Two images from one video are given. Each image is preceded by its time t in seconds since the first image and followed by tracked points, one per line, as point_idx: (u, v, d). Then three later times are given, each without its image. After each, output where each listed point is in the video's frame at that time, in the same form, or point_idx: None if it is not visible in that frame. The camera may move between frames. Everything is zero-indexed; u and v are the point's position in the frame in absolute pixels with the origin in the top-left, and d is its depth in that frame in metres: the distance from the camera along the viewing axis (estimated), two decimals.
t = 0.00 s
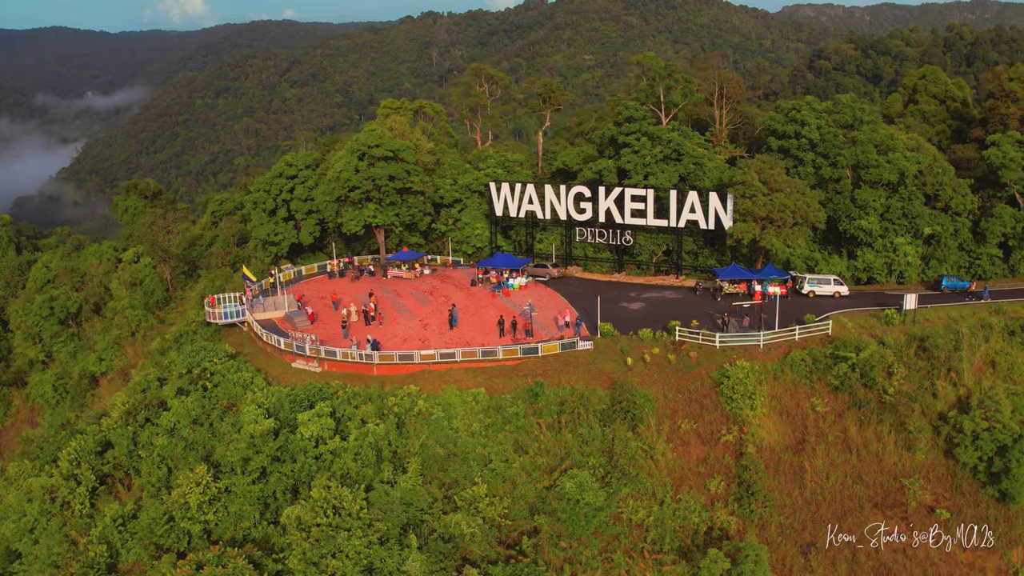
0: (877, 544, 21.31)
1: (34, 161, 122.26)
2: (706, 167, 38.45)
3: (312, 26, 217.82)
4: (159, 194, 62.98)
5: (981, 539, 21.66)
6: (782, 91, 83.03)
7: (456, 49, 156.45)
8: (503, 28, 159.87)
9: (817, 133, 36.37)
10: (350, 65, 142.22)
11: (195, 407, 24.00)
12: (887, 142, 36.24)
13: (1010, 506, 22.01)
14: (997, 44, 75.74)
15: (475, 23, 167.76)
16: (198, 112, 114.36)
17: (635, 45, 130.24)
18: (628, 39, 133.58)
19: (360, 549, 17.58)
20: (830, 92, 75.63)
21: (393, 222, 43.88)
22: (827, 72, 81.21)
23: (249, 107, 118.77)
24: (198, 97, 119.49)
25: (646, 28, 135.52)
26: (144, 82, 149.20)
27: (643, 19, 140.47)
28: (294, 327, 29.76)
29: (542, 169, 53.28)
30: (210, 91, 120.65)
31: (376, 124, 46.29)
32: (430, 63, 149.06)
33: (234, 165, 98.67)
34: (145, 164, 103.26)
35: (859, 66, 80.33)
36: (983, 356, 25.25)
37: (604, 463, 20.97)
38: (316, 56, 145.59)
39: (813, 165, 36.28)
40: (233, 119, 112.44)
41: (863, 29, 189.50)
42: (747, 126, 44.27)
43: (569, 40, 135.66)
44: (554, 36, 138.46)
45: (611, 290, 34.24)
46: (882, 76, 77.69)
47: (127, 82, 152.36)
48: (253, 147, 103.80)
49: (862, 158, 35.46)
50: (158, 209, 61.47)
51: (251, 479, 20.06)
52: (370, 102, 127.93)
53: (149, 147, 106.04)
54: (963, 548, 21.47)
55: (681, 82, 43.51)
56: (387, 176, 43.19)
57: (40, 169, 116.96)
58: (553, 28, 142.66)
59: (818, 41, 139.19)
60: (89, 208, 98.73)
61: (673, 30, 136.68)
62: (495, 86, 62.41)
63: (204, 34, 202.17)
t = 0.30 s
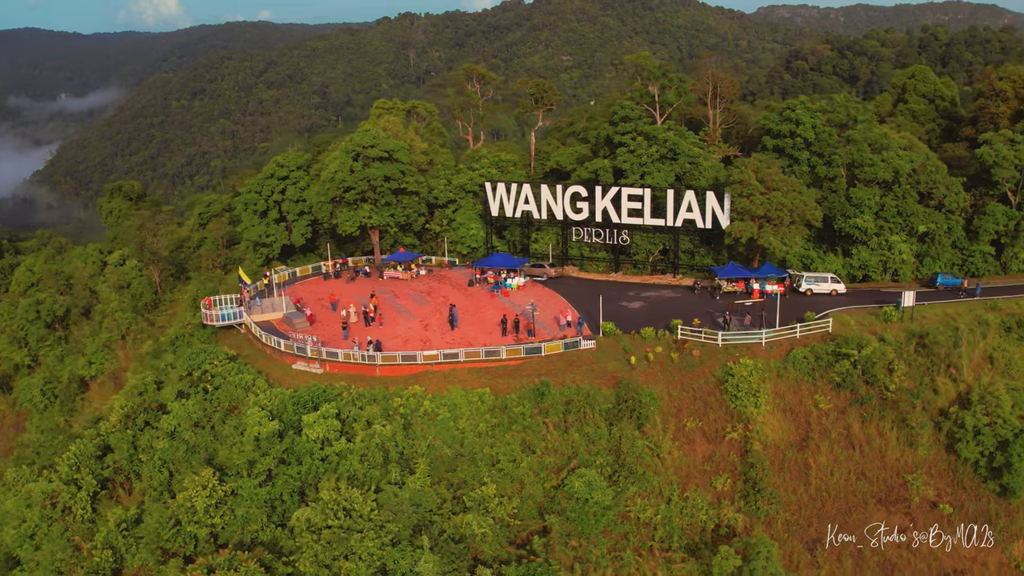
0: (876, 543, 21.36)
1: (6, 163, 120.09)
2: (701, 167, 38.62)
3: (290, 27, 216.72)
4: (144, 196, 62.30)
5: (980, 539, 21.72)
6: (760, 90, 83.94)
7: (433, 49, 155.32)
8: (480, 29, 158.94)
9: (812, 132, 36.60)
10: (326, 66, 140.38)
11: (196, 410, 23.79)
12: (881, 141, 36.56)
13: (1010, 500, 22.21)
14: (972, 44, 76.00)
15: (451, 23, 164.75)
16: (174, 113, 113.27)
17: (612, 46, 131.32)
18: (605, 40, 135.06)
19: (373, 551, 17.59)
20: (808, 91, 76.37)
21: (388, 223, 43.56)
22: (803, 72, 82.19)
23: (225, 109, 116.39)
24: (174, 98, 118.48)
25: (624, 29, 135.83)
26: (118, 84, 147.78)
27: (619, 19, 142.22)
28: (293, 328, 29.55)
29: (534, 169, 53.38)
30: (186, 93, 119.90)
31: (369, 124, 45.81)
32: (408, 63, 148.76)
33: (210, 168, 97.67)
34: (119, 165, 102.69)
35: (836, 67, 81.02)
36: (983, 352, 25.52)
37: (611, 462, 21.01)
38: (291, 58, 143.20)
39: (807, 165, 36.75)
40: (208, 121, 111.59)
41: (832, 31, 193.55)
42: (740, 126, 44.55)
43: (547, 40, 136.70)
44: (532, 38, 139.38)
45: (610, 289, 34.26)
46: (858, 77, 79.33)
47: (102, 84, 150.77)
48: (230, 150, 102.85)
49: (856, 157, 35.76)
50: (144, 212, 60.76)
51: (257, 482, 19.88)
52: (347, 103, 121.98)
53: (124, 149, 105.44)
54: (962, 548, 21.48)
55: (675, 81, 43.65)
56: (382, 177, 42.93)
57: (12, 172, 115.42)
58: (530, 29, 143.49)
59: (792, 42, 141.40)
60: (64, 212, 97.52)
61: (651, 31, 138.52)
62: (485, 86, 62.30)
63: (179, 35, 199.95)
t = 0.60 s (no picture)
0: (875, 543, 21.52)
1: None
2: (697, 166, 38.80)
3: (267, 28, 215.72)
4: (128, 198, 61.49)
5: (980, 539, 21.94)
6: (735, 91, 85.26)
7: (409, 51, 155.41)
8: (457, 29, 160.71)
9: (807, 131, 36.82)
10: (302, 66, 139.70)
11: (198, 413, 23.56)
12: (875, 139, 36.90)
13: (1010, 494, 22.46)
14: (946, 45, 79.34)
15: (430, 25, 167.48)
16: (149, 114, 111.94)
17: (589, 48, 132.91)
18: (582, 41, 136.76)
19: (388, 552, 17.45)
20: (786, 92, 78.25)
21: (383, 224, 43.37)
22: (779, 73, 84.40)
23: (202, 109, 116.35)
24: (149, 100, 116.66)
25: (600, 31, 141.24)
26: (92, 85, 145.94)
27: (596, 22, 145.89)
28: (292, 329, 29.31)
29: (526, 169, 53.53)
30: (161, 95, 118.41)
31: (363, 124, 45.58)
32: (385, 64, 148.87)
33: (187, 170, 97.32)
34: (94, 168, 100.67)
35: (813, 67, 84.80)
36: (980, 348, 25.81)
37: (619, 460, 21.05)
38: (267, 59, 141.99)
39: (802, 164, 36.99)
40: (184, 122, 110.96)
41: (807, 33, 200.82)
42: (733, 125, 44.80)
43: (524, 43, 137.74)
44: (509, 39, 140.25)
45: (608, 288, 34.30)
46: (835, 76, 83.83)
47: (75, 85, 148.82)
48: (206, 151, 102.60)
49: (851, 155, 36.04)
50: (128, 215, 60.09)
51: (265, 485, 19.79)
52: (324, 104, 126.17)
53: (99, 151, 103.61)
54: (962, 549, 21.68)
55: (669, 80, 43.81)
56: (377, 177, 42.69)
57: None
58: (508, 29, 144.64)
59: (766, 42, 151.16)
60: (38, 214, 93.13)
61: (627, 32, 143.99)
62: (476, 86, 62.33)
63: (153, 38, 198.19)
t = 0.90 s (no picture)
0: (876, 544, 21.51)
1: None
2: (693, 165, 38.97)
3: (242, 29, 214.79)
4: (113, 199, 60.75)
5: (980, 539, 21.92)
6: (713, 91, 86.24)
7: (387, 51, 155.43)
8: (435, 30, 161.25)
9: (801, 130, 37.09)
10: (279, 68, 138.45)
11: (200, 416, 23.36)
12: (870, 138, 37.24)
13: (1011, 488, 22.61)
14: (922, 45, 80.54)
15: (408, 25, 168.24)
16: (124, 117, 110.01)
17: (567, 49, 133.75)
18: (560, 42, 137.46)
19: (401, 553, 17.33)
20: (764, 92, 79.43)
21: (378, 224, 43.20)
22: (756, 75, 86.20)
23: (177, 111, 115.28)
24: (125, 101, 114.21)
25: (578, 31, 142.53)
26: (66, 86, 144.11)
27: (574, 22, 147.18)
28: (291, 331, 29.09)
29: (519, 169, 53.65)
30: (136, 96, 116.17)
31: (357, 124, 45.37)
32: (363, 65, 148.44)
33: (163, 173, 98.34)
34: (68, 169, 98.62)
35: (790, 67, 86.48)
36: (979, 344, 26.09)
37: (626, 458, 21.11)
38: (244, 60, 140.93)
39: (797, 163, 37.26)
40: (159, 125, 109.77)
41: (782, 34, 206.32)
42: (726, 125, 45.08)
43: (502, 43, 137.79)
44: (487, 40, 140.51)
45: (606, 288, 34.36)
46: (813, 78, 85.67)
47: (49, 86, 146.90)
48: (184, 154, 102.81)
49: (846, 154, 36.39)
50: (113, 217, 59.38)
51: (272, 487, 19.66)
52: (301, 105, 125.15)
53: (73, 153, 100.95)
54: (962, 548, 21.72)
55: (664, 80, 43.99)
56: (372, 177, 42.50)
57: None
58: (485, 30, 145.19)
59: (743, 43, 156.21)
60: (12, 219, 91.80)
61: (605, 32, 145.62)
62: (468, 86, 62.26)
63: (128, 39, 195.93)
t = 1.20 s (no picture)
0: (876, 543, 21.62)
1: None
2: (689, 164, 39.10)
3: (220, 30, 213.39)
4: (96, 201, 59.74)
5: (980, 539, 22.06)
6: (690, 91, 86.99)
7: (365, 53, 154.79)
8: (412, 31, 160.88)
9: (796, 129, 37.30)
10: (256, 69, 137.55)
11: (202, 419, 23.20)
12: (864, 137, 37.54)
13: (1011, 483, 22.87)
14: (898, 46, 82.32)
15: (384, 26, 168.52)
16: (100, 121, 105.20)
17: (544, 49, 134.81)
18: (538, 42, 137.84)
19: (415, 554, 17.27)
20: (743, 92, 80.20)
21: (373, 224, 42.97)
22: (735, 75, 87.01)
23: (153, 113, 114.56)
24: (100, 103, 108.46)
25: (555, 32, 143.56)
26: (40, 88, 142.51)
27: (551, 22, 148.11)
28: (291, 332, 28.88)
29: (511, 168, 53.69)
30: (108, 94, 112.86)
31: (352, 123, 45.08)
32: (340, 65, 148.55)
33: (138, 173, 99.13)
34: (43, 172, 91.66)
35: (768, 67, 87.41)
36: (977, 340, 26.42)
37: (633, 457, 21.17)
38: (220, 62, 139.42)
39: (792, 162, 37.55)
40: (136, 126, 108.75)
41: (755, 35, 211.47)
42: (720, 124, 45.29)
43: (480, 44, 138.18)
44: (465, 41, 140.70)
45: (604, 287, 34.38)
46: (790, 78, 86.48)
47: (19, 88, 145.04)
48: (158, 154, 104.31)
49: (841, 153, 36.68)
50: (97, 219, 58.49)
51: (279, 490, 19.44)
52: (280, 107, 126.36)
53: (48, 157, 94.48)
54: (962, 546, 21.88)
55: (658, 79, 44.11)
56: (368, 178, 42.25)
57: None
58: (463, 32, 145.43)
59: (719, 44, 157.72)
60: None
61: (582, 32, 146.59)
62: (459, 85, 62.13)
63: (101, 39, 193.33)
